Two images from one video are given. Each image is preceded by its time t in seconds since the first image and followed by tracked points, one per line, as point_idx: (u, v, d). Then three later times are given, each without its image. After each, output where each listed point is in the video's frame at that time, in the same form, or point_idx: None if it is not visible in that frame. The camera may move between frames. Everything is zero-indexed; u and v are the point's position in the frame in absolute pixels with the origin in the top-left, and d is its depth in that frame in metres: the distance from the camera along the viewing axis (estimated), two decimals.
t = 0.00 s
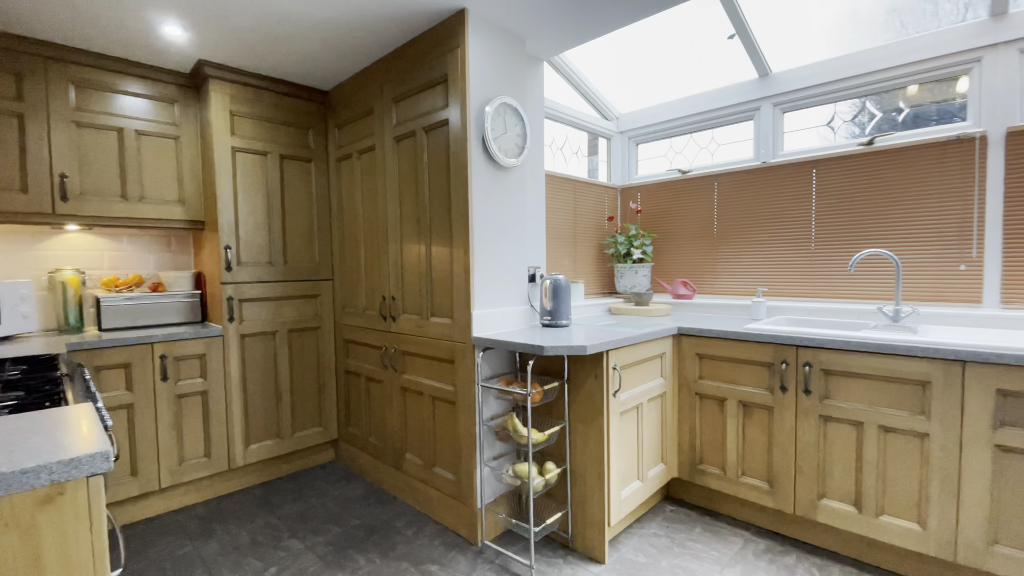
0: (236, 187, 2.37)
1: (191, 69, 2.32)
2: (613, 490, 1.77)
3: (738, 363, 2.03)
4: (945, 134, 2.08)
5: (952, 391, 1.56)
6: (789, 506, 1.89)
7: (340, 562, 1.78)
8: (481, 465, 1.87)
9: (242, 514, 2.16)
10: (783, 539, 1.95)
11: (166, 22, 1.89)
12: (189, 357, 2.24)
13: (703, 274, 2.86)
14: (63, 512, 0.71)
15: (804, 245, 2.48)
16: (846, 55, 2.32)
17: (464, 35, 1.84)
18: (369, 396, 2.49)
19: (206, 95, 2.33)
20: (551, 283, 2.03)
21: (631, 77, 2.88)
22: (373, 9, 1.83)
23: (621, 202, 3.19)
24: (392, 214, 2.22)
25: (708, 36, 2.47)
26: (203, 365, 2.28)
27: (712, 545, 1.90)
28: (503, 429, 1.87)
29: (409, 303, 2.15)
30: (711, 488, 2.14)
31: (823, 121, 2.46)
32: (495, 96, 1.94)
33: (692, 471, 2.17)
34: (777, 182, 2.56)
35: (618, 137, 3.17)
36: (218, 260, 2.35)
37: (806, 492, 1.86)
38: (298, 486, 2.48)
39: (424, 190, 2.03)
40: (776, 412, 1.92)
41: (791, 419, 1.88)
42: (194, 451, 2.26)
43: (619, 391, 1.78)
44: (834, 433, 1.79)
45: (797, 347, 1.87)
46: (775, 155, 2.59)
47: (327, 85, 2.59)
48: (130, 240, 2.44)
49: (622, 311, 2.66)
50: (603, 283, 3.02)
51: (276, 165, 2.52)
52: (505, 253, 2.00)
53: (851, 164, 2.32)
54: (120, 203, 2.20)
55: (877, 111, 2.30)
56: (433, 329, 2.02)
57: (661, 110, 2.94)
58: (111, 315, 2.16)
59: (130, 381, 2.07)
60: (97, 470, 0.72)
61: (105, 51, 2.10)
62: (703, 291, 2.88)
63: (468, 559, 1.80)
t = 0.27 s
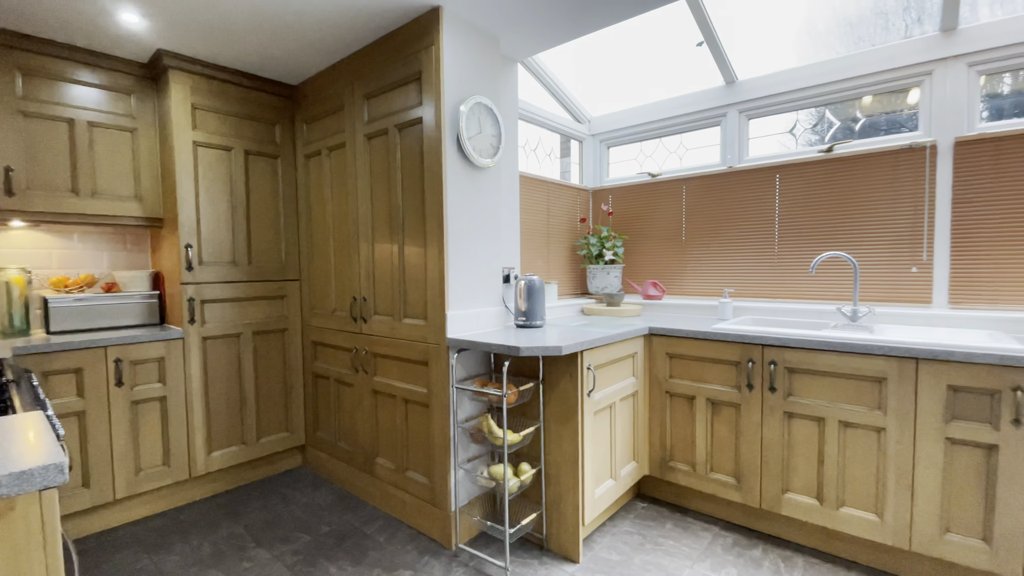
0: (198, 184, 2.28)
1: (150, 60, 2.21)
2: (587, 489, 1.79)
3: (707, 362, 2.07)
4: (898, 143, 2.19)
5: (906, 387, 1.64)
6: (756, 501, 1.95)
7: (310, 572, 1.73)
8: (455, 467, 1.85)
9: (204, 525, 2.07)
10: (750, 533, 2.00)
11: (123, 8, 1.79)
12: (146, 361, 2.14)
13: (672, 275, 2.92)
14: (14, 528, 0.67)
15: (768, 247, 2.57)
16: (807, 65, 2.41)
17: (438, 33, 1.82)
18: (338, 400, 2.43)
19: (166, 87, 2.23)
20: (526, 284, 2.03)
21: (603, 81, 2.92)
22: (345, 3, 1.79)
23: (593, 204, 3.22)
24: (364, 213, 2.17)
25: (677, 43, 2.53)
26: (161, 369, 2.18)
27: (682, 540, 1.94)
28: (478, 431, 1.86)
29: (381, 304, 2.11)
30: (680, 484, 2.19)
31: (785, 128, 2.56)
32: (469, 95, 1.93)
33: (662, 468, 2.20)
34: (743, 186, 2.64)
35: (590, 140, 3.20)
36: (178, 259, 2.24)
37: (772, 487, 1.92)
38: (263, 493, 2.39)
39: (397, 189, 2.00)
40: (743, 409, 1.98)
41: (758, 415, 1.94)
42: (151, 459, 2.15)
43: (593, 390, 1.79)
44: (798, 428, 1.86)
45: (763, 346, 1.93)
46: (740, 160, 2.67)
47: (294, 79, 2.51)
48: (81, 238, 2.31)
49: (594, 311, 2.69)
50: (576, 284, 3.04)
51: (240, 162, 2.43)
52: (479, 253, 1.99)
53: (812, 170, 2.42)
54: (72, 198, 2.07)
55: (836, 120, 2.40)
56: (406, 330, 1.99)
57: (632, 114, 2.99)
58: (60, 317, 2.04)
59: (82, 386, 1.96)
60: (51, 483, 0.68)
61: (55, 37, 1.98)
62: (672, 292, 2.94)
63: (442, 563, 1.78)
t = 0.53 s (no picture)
0: (160, 178, 2.18)
1: (108, 47, 2.10)
2: (563, 487, 1.79)
3: (679, 360, 2.11)
4: (859, 150, 2.29)
5: (867, 383, 1.71)
6: (725, 495, 2.00)
7: None
8: (431, 469, 1.83)
9: (166, 534, 1.99)
10: (720, 527, 2.05)
11: None
12: (103, 364, 2.03)
13: (644, 275, 2.97)
14: None
15: (737, 249, 2.64)
16: (774, 72, 2.49)
17: (414, 29, 1.79)
18: (309, 402, 2.37)
19: (124, 76, 2.12)
20: (502, 283, 2.03)
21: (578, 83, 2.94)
22: None
23: (567, 205, 3.24)
24: (335, 210, 2.12)
25: (651, 47, 2.57)
26: (119, 372, 2.08)
27: (655, 536, 1.97)
28: (454, 431, 1.85)
29: (354, 304, 2.07)
30: (653, 481, 2.22)
31: (753, 133, 2.63)
32: (445, 93, 1.91)
33: (635, 465, 2.23)
34: (712, 188, 2.70)
35: (565, 141, 3.22)
36: (137, 257, 2.14)
37: (741, 481, 1.97)
38: (229, 500, 2.31)
39: (371, 186, 1.96)
40: (713, 406, 2.03)
41: (727, 412, 1.99)
42: (108, 467, 2.04)
43: (569, 390, 1.80)
44: (765, 424, 1.92)
45: (732, 345, 1.98)
46: (710, 163, 2.73)
47: (263, 72, 2.44)
48: (30, 234, 2.18)
49: (569, 311, 2.70)
50: (550, 283, 3.05)
51: (205, 156, 2.34)
52: (455, 253, 1.97)
53: (778, 174, 2.50)
54: (21, 191, 1.95)
55: (801, 126, 2.49)
56: (379, 331, 1.95)
57: (606, 116, 3.02)
58: (8, 318, 1.91)
59: (33, 391, 1.84)
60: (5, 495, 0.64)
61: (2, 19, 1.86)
62: (645, 292, 2.99)
63: (417, 566, 1.75)
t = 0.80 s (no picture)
0: (121, 172, 2.08)
1: (64, 32, 1.99)
2: (540, 486, 1.79)
3: (654, 359, 2.14)
4: (825, 155, 2.37)
5: (833, 380, 1.77)
6: (698, 491, 2.03)
7: None
8: (407, 471, 1.81)
9: (127, 544, 1.90)
10: (693, 522, 2.09)
11: None
12: (58, 366, 1.93)
13: (619, 275, 3.00)
14: None
15: (709, 249, 2.69)
16: (746, 77, 2.55)
17: (391, 23, 1.76)
18: (279, 404, 2.31)
19: (83, 63, 2.02)
20: (480, 283, 2.02)
21: (555, 84, 2.95)
22: None
23: (544, 204, 3.25)
24: (308, 207, 2.07)
25: (627, 49, 2.60)
26: (76, 375, 1.98)
27: (630, 532, 2.00)
28: (430, 433, 1.83)
29: (327, 304, 2.02)
30: (627, 478, 2.25)
31: (725, 136, 2.69)
32: (422, 89, 1.88)
33: (611, 463, 2.24)
34: (686, 190, 2.75)
35: (541, 141, 3.23)
36: (96, 253, 2.04)
37: (713, 477, 2.01)
38: (195, 507, 2.23)
39: (345, 183, 1.92)
40: (687, 404, 2.06)
41: (700, 410, 2.03)
42: (65, 475, 1.94)
43: (547, 389, 1.81)
44: (737, 421, 1.96)
45: (705, 343, 2.01)
46: (683, 165, 2.78)
47: (231, 64, 2.36)
48: None
49: (545, 310, 2.71)
50: (527, 283, 3.05)
51: (169, 149, 2.25)
52: (431, 252, 1.94)
53: (749, 177, 2.56)
54: None
55: (770, 131, 2.56)
56: (354, 331, 1.92)
57: (582, 117, 3.04)
58: None
59: None
60: None
61: None
62: (620, 291, 3.02)
63: (393, 570, 1.73)
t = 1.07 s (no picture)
0: (77, 164, 1.97)
1: (13, 15, 1.87)
2: (517, 486, 1.78)
3: (629, 357, 2.14)
4: (794, 158, 2.43)
5: (802, 377, 1.82)
6: (672, 488, 2.05)
7: None
8: (381, 474, 1.77)
9: (84, 556, 1.81)
10: (667, 518, 2.11)
11: None
12: (8, 370, 1.82)
13: (595, 274, 3.01)
14: None
15: (683, 249, 2.73)
16: (719, 80, 2.59)
17: (365, 16, 1.72)
18: (248, 407, 2.24)
19: (35, 50, 1.91)
20: (457, 282, 2.00)
21: (532, 82, 2.94)
22: None
23: (521, 203, 3.24)
24: (278, 204, 2.01)
25: (603, 49, 2.61)
26: (27, 379, 1.87)
27: (607, 530, 2.01)
28: (406, 435, 1.79)
29: (298, 303, 1.96)
30: (603, 477, 2.26)
31: (698, 138, 2.73)
32: (397, 84, 1.85)
33: (587, 462, 2.24)
34: (661, 190, 2.78)
35: (518, 140, 3.21)
36: (49, 250, 1.93)
37: (687, 473, 2.03)
38: (158, 515, 2.14)
39: (317, 179, 1.87)
40: (662, 402, 2.07)
41: (675, 408, 2.05)
42: (15, 484, 1.83)
43: (524, 389, 1.80)
44: (710, 418, 1.99)
45: (680, 342, 2.03)
46: (658, 166, 2.81)
47: (197, 53, 2.27)
48: None
49: (523, 310, 2.70)
50: (503, 282, 3.03)
51: (130, 141, 2.15)
52: (406, 251, 1.91)
53: (722, 178, 2.60)
54: None
55: (742, 133, 2.61)
56: (326, 331, 1.87)
57: (558, 117, 3.04)
58: None
59: None
60: None
61: None
62: (596, 291, 3.03)
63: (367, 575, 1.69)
